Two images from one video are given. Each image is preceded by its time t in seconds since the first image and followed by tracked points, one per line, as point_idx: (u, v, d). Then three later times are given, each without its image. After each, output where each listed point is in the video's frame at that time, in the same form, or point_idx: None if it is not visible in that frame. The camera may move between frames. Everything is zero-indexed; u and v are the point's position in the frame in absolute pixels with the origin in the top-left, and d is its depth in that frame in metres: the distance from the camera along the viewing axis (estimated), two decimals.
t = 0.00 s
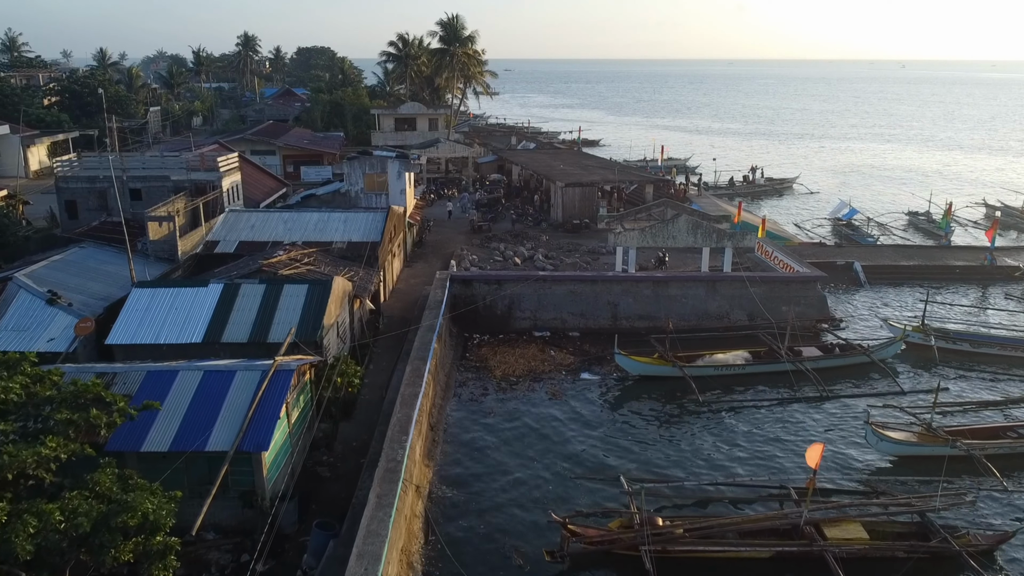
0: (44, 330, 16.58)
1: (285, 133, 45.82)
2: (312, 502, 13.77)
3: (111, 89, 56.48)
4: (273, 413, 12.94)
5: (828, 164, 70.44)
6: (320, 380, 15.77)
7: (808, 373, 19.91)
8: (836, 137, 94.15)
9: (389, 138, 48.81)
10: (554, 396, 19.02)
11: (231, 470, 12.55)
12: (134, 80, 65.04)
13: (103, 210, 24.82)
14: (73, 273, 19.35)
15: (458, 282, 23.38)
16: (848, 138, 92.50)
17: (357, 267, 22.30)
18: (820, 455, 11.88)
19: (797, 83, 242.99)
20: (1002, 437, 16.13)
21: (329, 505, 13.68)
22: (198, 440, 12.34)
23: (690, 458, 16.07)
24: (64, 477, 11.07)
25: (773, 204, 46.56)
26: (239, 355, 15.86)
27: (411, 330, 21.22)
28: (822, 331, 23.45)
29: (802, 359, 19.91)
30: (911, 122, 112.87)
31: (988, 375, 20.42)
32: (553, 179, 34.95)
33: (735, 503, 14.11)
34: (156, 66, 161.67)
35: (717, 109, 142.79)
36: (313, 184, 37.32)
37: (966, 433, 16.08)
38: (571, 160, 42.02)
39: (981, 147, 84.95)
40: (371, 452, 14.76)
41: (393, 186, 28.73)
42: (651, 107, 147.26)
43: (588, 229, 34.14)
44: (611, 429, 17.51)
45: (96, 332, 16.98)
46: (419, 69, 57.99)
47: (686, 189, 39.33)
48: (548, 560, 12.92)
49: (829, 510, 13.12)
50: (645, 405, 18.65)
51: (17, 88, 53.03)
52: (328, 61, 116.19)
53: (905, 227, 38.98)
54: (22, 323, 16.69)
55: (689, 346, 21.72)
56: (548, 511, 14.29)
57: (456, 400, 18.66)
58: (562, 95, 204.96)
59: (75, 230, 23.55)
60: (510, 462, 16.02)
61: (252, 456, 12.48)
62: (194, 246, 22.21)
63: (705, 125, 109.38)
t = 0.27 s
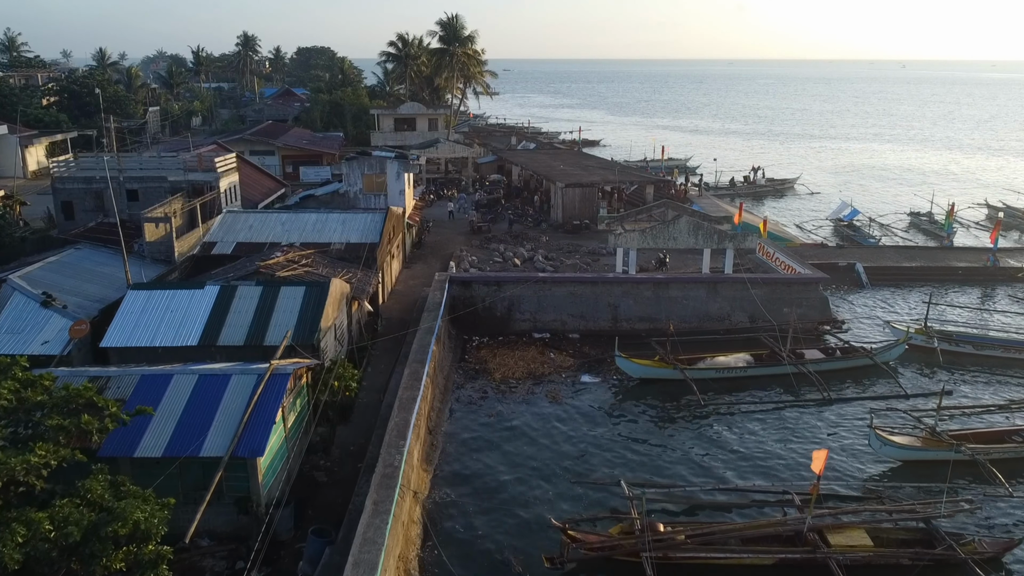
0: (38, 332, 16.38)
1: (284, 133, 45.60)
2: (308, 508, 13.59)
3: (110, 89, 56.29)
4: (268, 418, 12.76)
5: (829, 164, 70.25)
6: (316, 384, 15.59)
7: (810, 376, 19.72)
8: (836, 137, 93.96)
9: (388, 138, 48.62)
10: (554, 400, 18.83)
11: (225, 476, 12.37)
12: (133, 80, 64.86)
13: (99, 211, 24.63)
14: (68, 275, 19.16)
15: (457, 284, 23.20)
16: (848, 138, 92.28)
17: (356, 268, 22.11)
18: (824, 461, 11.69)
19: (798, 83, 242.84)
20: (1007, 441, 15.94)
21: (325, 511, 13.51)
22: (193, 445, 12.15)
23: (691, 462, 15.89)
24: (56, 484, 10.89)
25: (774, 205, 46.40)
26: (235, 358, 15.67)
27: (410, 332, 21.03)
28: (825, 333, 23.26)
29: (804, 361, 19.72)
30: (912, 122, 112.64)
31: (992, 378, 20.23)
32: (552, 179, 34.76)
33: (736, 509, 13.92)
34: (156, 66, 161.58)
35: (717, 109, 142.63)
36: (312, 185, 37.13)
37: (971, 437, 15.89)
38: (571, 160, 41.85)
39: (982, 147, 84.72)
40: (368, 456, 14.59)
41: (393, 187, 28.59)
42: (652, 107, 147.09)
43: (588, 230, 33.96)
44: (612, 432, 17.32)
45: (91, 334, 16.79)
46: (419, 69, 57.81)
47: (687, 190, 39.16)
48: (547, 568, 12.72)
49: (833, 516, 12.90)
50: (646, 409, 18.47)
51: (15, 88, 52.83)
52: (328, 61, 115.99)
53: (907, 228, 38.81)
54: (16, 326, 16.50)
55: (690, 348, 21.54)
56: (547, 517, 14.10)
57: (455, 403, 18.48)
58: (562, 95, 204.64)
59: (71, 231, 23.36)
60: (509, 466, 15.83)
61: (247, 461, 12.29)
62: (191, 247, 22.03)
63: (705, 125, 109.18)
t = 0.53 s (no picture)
0: (32, 335, 16.20)
1: (283, 134, 45.41)
2: (304, 514, 13.43)
3: (109, 89, 56.11)
4: (264, 423, 12.58)
5: (830, 164, 70.07)
6: (313, 388, 15.42)
7: (813, 379, 19.54)
8: (837, 138, 93.76)
9: (388, 139, 48.46)
10: (554, 403, 18.66)
11: (220, 482, 12.19)
12: (132, 80, 64.68)
13: (96, 212, 24.45)
14: (63, 277, 18.98)
15: (456, 285, 23.02)
16: (849, 138, 92.07)
17: (354, 270, 21.94)
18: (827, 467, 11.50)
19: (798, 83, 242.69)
20: (1013, 445, 15.77)
21: (322, 517, 13.33)
22: (187, 451, 11.98)
23: (693, 467, 15.70)
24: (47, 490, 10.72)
25: (775, 205, 46.24)
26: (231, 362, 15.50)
27: (408, 334, 20.86)
28: (827, 335, 23.06)
29: (806, 364, 19.54)
30: (913, 122, 112.44)
31: (996, 381, 20.06)
32: (552, 180, 34.56)
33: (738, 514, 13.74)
34: (156, 66, 161.62)
35: (717, 109, 142.43)
36: (310, 186, 36.95)
37: (976, 441, 15.72)
38: (571, 161, 41.68)
39: (983, 147, 84.53)
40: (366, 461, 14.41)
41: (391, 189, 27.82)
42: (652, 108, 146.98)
43: (588, 231, 33.80)
44: (612, 437, 17.12)
45: (86, 337, 16.61)
46: (419, 69, 57.64)
47: (687, 191, 38.97)
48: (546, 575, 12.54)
49: (837, 522, 12.70)
50: (647, 412, 18.30)
51: (13, 88, 52.64)
52: (328, 61, 115.76)
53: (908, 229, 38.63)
54: (10, 328, 16.31)
55: (691, 351, 21.38)
56: (546, 523, 13.92)
57: (454, 406, 18.31)
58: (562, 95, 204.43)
59: (67, 232, 23.17)
60: (508, 471, 15.65)
61: (242, 467, 12.11)
62: (188, 249, 21.86)
63: (706, 126, 109.01)
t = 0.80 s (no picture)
0: (26, 338, 16.01)
1: (282, 134, 45.23)
2: (301, 520, 13.25)
3: (108, 89, 55.94)
4: (259, 429, 12.40)
5: (831, 164, 69.89)
6: (310, 392, 15.24)
7: (815, 382, 19.36)
8: (838, 137, 93.60)
9: (388, 139, 48.29)
10: (554, 406, 18.47)
11: (215, 489, 12.02)
12: (131, 80, 64.50)
13: (93, 213, 24.29)
14: (58, 280, 18.79)
15: (456, 287, 22.83)
16: (850, 138, 91.87)
17: (352, 272, 21.76)
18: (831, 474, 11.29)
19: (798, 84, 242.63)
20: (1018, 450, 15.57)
21: (319, 524, 13.17)
22: (182, 457, 11.80)
23: (694, 473, 15.51)
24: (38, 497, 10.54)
25: (776, 206, 46.06)
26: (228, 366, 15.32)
27: (407, 337, 20.68)
28: (829, 338, 22.81)
29: (808, 367, 19.36)
30: (913, 122, 112.30)
31: (1000, 384, 19.88)
32: (552, 181, 34.39)
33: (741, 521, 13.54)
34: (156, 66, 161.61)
35: (718, 109, 142.24)
36: (309, 186, 36.77)
37: (982, 445, 15.52)
38: (571, 161, 41.51)
39: (984, 148, 84.34)
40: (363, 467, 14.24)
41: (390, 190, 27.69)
42: (653, 107, 146.82)
43: (589, 232, 33.63)
44: (612, 441, 16.92)
45: (81, 340, 16.43)
46: (419, 69, 57.47)
47: (688, 191, 38.80)
48: None
49: (841, 528, 12.46)
50: (648, 416, 18.11)
51: (12, 88, 52.46)
52: (328, 61, 115.58)
53: (910, 230, 38.45)
54: (4, 331, 16.12)
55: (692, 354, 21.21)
56: (546, 530, 13.72)
57: (453, 410, 18.12)
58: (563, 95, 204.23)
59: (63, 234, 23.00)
60: (507, 477, 15.46)
61: (237, 474, 11.94)
62: (185, 250, 21.69)
63: (706, 126, 108.82)
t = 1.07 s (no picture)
0: (21, 341, 15.82)
1: (281, 134, 45.04)
2: (298, 527, 13.08)
3: (107, 90, 55.76)
4: (255, 434, 12.22)
5: (832, 165, 69.70)
6: (307, 396, 15.07)
7: (818, 385, 19.18)
8: (838, 138, 93.44)
9: (387, 139, 48.10)
10: (554, 410, 18.29)
11: (210, 496, 11.85)
12: (131, 81, 64.31)
13: (90, 215, 24.12)
14: (54, 282, 18.61)
15: (455, 289, 22.66)
16: (851, 139, 91.69)
17: (350, 274, 21.58)
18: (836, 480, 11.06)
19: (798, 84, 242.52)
20: None
21: (316, 530, 13.00)
22: (176, 464, 11.62)
23: (696, 478, 15.34)
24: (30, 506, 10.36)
25: (777, 207, 45.87)
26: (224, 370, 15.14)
27: (406, 340, 20.51)
28: (831, 340, 22.77)
29: (811, 370, 19.18)
30: (914, 122, 112.17)
31: (1005, 387, 19.70)
32: (552, 182, 34.23)
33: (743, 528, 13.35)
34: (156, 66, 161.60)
35: (718, 109, 142.09)
36: (308, 187, 36.58)
37: (987, 450, 15.32)
38: (571, 162, 41.34)
39: (985, 148, 84.16)
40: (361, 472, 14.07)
41: (389, 190, 27.97)
42: (653, 107, 146.63)
43: (589, 233, 33.45)
44: (613, 446, 16.76)
45: (76, 343, 16.25)
46: (418, 69, 57.29)
47: (689, 192, 38.61)
48: None
49: (845, 535, 12.24)
50: (649, 420, 17.93)
51: (10, 89, 52.26)
52: (329, 61, 115.39)
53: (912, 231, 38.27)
54: None
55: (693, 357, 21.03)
56: (546, 536, 13.53)
57: (452, 414, 17.94)
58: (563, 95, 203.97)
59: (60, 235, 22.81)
60: (506, 482, 15.28)
61: (232, 480, 11.77)
62: (182, 252, 21.52)
63: (707, 126, 108.63)
